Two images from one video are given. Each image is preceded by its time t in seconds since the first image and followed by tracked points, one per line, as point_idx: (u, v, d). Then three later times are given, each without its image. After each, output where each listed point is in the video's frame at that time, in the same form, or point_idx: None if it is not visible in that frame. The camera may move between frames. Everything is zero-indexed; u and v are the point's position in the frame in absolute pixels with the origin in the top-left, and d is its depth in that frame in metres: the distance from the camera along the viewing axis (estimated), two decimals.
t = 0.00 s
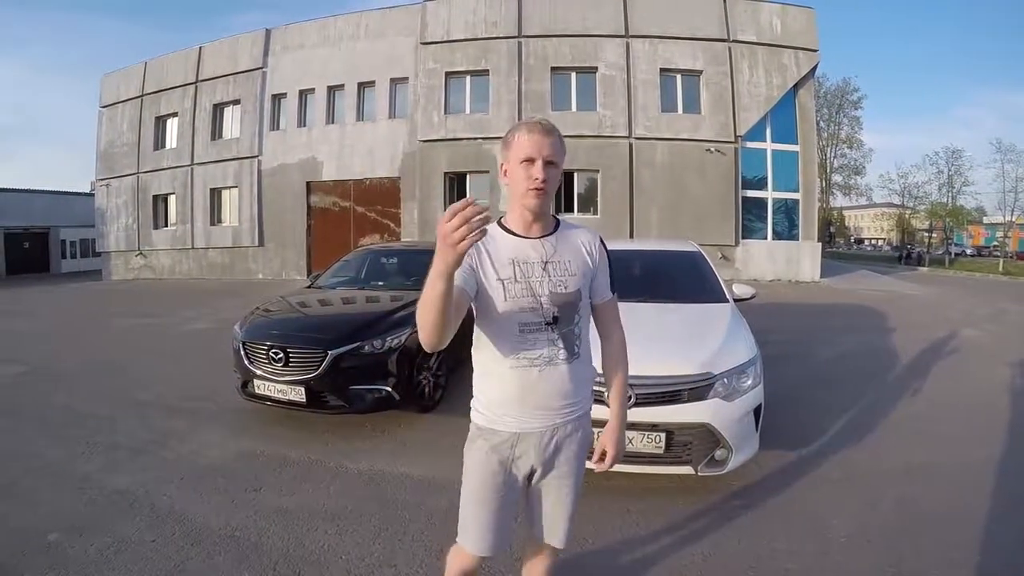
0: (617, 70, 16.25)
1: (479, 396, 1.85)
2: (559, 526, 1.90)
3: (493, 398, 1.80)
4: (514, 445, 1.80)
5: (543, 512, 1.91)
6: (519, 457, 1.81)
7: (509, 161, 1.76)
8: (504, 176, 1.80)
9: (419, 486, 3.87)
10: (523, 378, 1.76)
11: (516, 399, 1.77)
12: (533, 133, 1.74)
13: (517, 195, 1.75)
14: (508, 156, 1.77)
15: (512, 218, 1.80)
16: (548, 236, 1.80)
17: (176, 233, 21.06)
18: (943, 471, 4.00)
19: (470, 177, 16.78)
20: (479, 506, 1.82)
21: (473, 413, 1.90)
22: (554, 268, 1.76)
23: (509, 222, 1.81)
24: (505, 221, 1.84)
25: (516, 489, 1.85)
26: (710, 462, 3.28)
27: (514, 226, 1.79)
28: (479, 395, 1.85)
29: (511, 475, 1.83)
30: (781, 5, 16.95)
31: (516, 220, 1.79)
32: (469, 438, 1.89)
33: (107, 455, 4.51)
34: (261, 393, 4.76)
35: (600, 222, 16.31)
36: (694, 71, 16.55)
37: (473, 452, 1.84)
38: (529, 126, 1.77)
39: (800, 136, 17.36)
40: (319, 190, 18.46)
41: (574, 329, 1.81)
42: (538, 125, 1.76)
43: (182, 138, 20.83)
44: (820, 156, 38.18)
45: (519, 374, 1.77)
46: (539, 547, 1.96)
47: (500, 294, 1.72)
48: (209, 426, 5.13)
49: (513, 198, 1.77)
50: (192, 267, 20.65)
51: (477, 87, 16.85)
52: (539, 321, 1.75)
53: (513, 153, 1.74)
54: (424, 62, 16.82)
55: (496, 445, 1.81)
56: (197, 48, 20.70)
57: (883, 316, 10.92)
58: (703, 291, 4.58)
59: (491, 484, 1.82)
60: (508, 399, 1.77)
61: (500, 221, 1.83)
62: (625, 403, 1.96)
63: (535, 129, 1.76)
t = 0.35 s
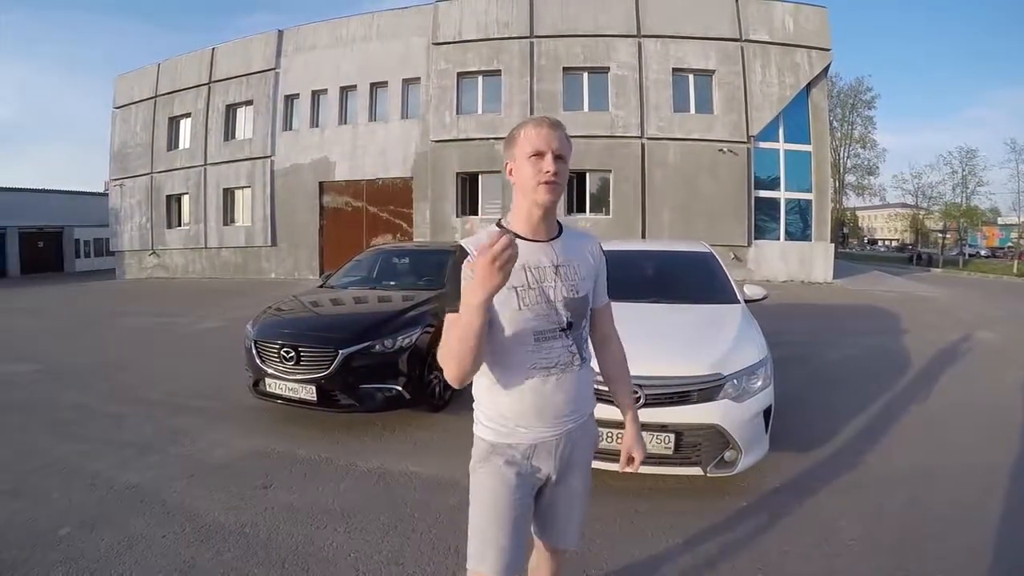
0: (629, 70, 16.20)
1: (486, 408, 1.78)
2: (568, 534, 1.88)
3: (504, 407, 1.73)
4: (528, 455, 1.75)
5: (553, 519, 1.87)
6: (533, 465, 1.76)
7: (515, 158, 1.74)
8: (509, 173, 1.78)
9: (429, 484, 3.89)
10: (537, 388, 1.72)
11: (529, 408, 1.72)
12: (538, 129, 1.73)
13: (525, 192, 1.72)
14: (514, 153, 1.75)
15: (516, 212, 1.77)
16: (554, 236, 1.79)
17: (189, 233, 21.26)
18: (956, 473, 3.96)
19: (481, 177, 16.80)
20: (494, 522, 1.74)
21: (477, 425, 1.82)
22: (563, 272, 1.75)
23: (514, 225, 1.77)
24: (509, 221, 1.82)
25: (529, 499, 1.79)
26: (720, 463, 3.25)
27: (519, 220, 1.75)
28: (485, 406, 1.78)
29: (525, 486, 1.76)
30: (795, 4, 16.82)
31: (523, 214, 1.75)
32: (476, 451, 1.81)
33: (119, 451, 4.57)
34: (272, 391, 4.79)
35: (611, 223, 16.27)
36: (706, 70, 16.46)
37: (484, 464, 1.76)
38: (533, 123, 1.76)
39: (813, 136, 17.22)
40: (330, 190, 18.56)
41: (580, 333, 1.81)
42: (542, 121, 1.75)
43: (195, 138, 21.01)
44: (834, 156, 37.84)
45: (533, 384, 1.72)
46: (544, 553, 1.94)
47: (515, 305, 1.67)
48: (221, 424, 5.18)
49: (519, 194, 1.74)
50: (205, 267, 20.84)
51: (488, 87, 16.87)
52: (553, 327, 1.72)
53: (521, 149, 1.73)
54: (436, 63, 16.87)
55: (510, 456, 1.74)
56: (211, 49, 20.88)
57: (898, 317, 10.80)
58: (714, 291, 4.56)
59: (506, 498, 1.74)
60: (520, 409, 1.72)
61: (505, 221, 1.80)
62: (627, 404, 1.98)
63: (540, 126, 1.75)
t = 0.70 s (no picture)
0: (633, 74, 16.24)
1: (461, 435, 1.55)
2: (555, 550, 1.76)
3: (484, 435, 1.53)
4: (513, 483, 1.57)
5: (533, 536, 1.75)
6: (519, 492, 1.59)
7: (478, 155, 1.60)
8: (472, 172, 1.64)
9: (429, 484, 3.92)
10: (522, 409, 1.54)
11: (511, 430, 1.54)
12: (500, 122, 1.59)
13: (491, 190, 1.59)
14: (475, 150, 1.61)
15: (481, 212, 1.63)
16: (520, 237, 1.67)
17: (193, 235, 21.35)
18: (959, 477, 3.96)
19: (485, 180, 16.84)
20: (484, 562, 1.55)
21: (446, 455, 1.59)
22: (536, 277, 1.63)
23: (477, 226, 1.63)
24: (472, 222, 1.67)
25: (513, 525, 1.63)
26: (721, 464, 3.27)
27: (485, 222, 1.61)
28: (458, 433, 1.56)
29: (512, 515, 1.59)
30: (798, 7, 16.84)
31: (488, 215, 1.61)
32: (450, 484, 1.58)
33: (123, 451, 4.59)
34: (276, 393, 4.81)
35: (615, 226, 16.29)
36: (709, 73, 16.49)
37: (467, 502, 1.55)
38: (492, 115, 1.63)
39: (817, 139, 17.21)
40: (335, 194, 18.62)
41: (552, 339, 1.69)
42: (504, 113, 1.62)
43: (200, 141, 21.13)
44: (838, 159, 37.79)
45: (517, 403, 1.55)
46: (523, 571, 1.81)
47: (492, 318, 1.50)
48: (224, 425, 5.21)
49: (484, 190, 1.61)
50: (209, 269, 20.93)
51: (492, 90, 16.93)
52: (531, 335, 1.57)
53: (483, 144, 1.59)
54: (440, 66, 16.93)
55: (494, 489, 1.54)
56: (216, 53, 20.99)
57: (902, 320, 10.78)
58: (716, 294, 4.57)
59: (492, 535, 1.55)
60: (502, 433, 1.53)
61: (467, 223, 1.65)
62: (590, 400, 1.93)
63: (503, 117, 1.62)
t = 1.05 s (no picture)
0: (635, 81, 16.35)
1: (426, 453, 1.44)
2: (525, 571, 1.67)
3: (449, 453, 1.44)
4: (480, 500, 1.48)
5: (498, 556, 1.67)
6: (486, 509, 1.51)
7: (453, 160, 1.43)
8: (440, 175, 1.47)
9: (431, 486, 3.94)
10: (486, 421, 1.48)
11: (477, 443, 1.47)
12: (477, 127, 1.44)
13: (463, 200, 1.45)
14: (449, 154, 1.43)
15: (446, 220, 1.48)
16: (481, 247, 1.57)
17: (198, 241, 21.50)
18: (960, 482, 3.99)
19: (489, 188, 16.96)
20: None
21: (408, 477, 1.47)
22: (499, 288, 1.57)
23: (440, 232, 1.47)
24: (432, 227, 1.50)
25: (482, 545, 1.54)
26: (719, 469, 3.31)
27: (451, 233, 1.47)
28: (422, 452, 1.44)
29: (478, 533, 1.51)
30: (799, 15, 16.94)
31: (457, 225, 1.47)
32: (411, 507, 1.46)
33: (131, 455, 4.66)
34: (281, 398, 4.87)
35: (618, 233, 16.37)
36: (711, 82, 16.59)
37: (436, 525, 1.43)
38: (466, 116, 1.47)
39: (819, 145, 17.27)
40: (339, 201, 18.74)
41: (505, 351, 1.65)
42: (482, 114, 1.47)
43: (206, 149, 21.31)
44: (841, 165, 37.83)
45: (483, 416, 1.48)
46: None
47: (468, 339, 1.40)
48: (230, 430, 5.27)
49: (451, 198, 1.46)
50: (214, 275, 21.06)
51: (495, 98, 17.07)
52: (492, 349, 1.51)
53: (460, 148, 1.42)
54: (444, 74, 17.09)
55: (464, 507, 1.45)
56: (221, 60, 21.18)
57: (904, 327, 10.80)
58: (716, 302, 4.62)
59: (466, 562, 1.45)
60: (468, 448, 1.45)
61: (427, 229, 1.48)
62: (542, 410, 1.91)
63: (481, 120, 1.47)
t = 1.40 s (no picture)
0: (641, 83, 16.39)
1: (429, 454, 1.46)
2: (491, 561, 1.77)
3: (439, 450, 1.48)
4: (465, 491, 1.54)
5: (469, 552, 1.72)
6: (469, 500, 1.57)
7: (465, 177, 1.40)
8: (440, 185, 1.41)
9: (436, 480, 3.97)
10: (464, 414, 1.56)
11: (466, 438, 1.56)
12: (485, 147, 1.45)
13: (459, 212, 1.45)
14: (462, 169, 1.40)
15: (437, 227, 1.43)
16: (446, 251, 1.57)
17: (205, 242, 21.66)
18: (960, 481, 4.02)
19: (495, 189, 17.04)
20: None
21: (408, 482, 1.46)
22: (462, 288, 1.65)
23: (431, 243, 1.44)
24: (414, 230, 1.43)
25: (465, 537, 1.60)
26: (719, 466, 3.36)
27: (441, 243, 1.44)
28: (412, 455, 1.46)
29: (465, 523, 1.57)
30: (804, 16, 16.94)
31: (448, 236, 1.46)
32: (406, 512, 1.46)
33: (140, 451, 4.74)
34: (288, 396, 4.93)
35: (623, 234, 16.41)
36: (716, 83, 16.61)
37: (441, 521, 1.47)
38: (472, 130, 1.44)
39: (824, 146, 17.25)
40: (345, 202, 18.84)
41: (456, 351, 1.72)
42: (486, 131, 1.46)
43: (212, 150, 21.46)
44: (847, 166, 37.74)
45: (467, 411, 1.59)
46: None
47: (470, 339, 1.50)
48: (238, 427, 5.34)
49: (449, 210, 1.43)
50: (221, 275, 21.21)
51: (501, 99, 17.15)
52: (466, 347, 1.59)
53: (474, 166, 1.41)
54: (450, 76, 17.20)
55: (454, 501, 1.50)
56: (228, 62, 21.33)
57: (909, 327, 10.79)
58: (718, 302, 4.66)
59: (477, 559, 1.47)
60: (455, 443, 1.51)
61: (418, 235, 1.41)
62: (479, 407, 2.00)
63: (485, 138, 1.47)
